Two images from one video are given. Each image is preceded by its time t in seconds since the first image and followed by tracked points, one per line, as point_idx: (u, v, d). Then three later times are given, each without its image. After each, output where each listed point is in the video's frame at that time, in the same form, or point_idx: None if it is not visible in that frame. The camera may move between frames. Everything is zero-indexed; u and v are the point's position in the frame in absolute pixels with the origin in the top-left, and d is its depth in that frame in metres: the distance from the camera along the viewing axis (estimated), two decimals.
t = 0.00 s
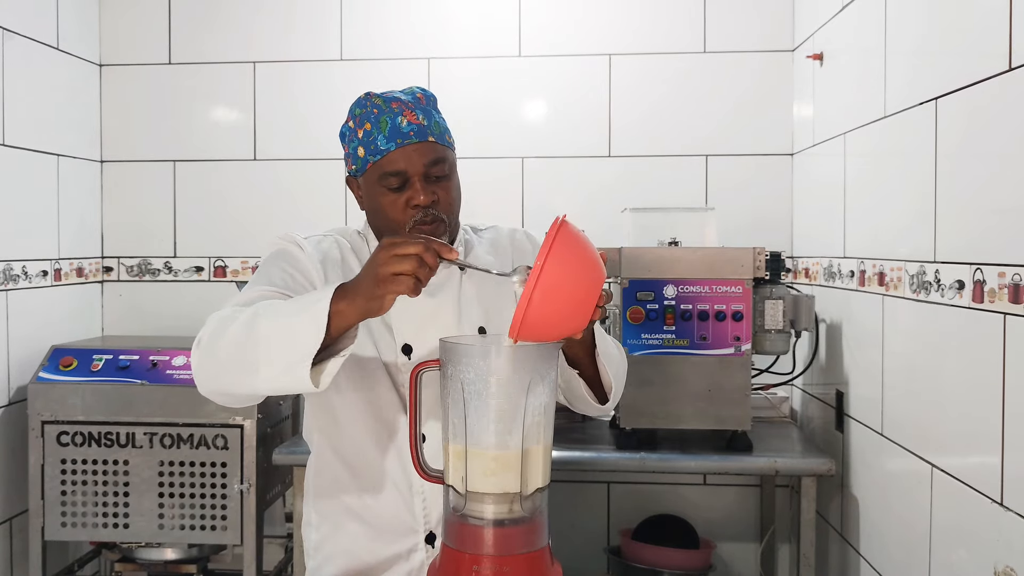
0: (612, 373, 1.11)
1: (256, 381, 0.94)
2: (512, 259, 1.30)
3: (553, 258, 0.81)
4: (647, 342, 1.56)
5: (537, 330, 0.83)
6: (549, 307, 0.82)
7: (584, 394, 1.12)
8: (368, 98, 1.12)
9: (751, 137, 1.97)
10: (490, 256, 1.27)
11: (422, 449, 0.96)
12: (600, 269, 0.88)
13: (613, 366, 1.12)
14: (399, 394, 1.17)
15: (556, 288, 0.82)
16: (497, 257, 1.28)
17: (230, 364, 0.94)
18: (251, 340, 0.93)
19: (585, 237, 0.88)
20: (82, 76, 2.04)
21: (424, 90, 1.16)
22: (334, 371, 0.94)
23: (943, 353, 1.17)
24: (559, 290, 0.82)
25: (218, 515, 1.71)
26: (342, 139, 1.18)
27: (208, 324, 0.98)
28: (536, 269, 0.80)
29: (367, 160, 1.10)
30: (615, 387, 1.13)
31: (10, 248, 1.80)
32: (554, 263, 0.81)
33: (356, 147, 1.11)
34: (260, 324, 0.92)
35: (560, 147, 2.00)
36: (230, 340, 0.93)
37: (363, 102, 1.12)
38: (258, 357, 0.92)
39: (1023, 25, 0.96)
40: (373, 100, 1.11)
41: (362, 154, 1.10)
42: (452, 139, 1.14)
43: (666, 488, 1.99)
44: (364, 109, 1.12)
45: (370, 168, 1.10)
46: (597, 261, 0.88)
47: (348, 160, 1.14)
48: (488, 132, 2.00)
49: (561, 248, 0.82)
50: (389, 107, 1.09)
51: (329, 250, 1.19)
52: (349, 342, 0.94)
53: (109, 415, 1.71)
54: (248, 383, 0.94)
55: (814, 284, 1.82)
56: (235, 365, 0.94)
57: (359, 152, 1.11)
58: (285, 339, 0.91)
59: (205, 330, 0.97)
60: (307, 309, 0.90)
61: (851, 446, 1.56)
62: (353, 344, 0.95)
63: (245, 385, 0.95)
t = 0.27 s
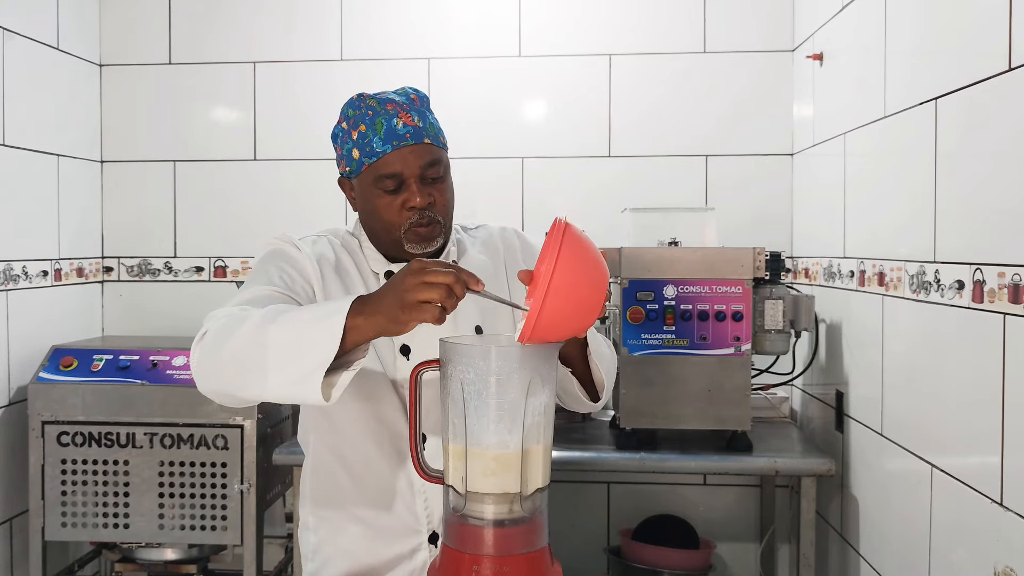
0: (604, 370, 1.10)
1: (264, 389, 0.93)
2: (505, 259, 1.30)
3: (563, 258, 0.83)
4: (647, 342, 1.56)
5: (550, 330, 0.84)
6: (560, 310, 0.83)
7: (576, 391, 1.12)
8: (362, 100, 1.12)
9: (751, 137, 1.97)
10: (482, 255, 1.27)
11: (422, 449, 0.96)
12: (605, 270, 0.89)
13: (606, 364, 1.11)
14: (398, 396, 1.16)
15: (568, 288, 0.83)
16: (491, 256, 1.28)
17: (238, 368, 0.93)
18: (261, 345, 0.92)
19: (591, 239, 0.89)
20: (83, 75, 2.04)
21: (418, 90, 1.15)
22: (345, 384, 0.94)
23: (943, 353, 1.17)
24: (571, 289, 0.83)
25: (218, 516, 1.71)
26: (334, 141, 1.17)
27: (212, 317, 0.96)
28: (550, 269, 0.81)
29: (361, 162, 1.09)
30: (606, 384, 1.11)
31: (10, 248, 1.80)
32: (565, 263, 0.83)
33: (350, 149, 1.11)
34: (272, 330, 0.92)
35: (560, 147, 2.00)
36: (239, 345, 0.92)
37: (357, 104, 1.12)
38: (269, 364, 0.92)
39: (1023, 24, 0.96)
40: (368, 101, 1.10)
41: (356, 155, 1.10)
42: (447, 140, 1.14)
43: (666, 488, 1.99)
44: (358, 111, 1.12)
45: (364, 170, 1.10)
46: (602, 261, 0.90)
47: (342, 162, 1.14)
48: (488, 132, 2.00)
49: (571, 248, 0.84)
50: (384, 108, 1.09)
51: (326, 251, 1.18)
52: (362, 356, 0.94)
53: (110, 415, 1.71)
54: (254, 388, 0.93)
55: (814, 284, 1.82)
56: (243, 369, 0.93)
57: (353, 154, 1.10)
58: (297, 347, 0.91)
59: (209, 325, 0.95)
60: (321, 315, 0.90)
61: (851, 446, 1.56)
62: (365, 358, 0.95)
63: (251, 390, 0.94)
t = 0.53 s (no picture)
0: (599, 372, 1.10)
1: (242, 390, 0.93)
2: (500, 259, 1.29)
3: (569, 258, 0.83)
4: (647, 342, 1.56)
5: (553, 329, 0.83)
6: (564, 311, 0.83)
7: (572, 392, 1.12)
8: (366, 101, 1.11)
9: (751, 137, 1.97)
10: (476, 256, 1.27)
11: (422, 449, 0.96)
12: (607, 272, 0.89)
13: (602, 366, 1.11)
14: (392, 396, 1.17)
15: (573, 288, 0.83)
16: (485, 256, 1.28)
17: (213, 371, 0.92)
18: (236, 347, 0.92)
19: (594, 242, 0.90)
20: (83, 76, 2.04)
21: (421, 93, 1.15)
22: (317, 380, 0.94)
23: (943, 353, 1.17)
24: (576, 289, 0.83)
25: (218, 515, 1.71)
26: (332, 140, 1.15)
27: (188, 325, 0.96)
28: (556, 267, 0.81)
29: (363, 164, 1.08)
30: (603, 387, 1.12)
31: (10, 248, 1.80)
32: (571, 263, 0.83)
33: (351, 150, 1.09)
34: (245, 331, 0.91)
35: (560, 147, 2.00)
36: (212, 347, 0.92)
37: (360, 105, 1.11)
38: (244, 365, 0.91)
39: (1023, 24, 0.96)
40: (372, 103, 1.10)
41: (358, 158, 1.08)
42: (448, 145, 1.13)
43: (667, 488, 1.99)
44: (362, 113, 1.10)
45: (366, 173, 1.09)
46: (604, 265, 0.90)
47: (341, 162, 1.12)
48: (488, 132, 2.00)
49: (576, 249, 0.84)
50: (389, 111, 1.08)
51: (314, 255, 1.18)
52: (335, 353, 0.94)
53: (110, 415, 1.71)
54: (230, 390, 0.93)
55: (814, 284, 1.82)
56: (218, 371, 0.93)
57: (355, 156, 1.09)
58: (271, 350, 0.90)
59: (186, 332, 0.95)
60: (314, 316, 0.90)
61: (851, 446, 1.56)
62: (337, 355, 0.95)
63: (227, 392, 0.93)
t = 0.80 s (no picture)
0: (596, 373, 1.10)
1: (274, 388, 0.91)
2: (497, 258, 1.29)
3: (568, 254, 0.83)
4: (647, 342, 1.56)
5: (551, 325, 0.83)
6: (559, 310, 0.82)
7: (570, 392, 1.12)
8: (363, 103, 1.09)
9: (751, 137, 1.97)
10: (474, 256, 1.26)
11: (422, 450, 0.97)
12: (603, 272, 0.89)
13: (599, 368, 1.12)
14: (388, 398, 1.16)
15: (572, 285, 0.83)
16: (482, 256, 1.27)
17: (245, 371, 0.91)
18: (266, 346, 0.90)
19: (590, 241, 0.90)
20: (83, 76, 2.04)
21: (418, 95, 1.13)
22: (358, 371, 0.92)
23: (943, 353, 1.17)
24: (574, 287, 0.83)
25: (218, 515, 1.71)
26: (329, 141, 1.13)
27: (210, 327, 0.95)
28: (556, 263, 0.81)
29: (360, 167, 1.06)
30: (599, 388, 1.12)
31: (10, 248, 1.80)
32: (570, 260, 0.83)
33: (347, 152, 1.07)
34: (275, 327, 0.90)
35: (560, 147, 2.00)
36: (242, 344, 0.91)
37: (356, 107, 1.09)
38: (275, 363, 0.90)
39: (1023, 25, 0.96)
40: (369, 105, 1.08)
41: (354, 160, 1.06)
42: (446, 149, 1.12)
43: (666, 488, 1.99)
44: (358, 114, 1.09)
45: (362, 175, 1.06)
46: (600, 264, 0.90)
47: (337, 164, 1.10)
48: (488, 132, 2.00)
49: (575, 246, 0.84)
50: (386, 114, 1.06)
51: (315, 254, 1.18)
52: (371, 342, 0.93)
53: (110, 415, 1.71)
54: (264, 388, 0.92)
55: (814, 284, 1.82)
56: (249, 370, 0.91)
57: (351, 158, 1.06)
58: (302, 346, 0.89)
59: (207, 332, 0.93)
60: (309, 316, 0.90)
61: (851, 446, 1.56)
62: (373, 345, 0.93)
63: (261, 390, 0.92)
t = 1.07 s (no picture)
0: (599, 377, 1.10)
1: (250, 385, 0.92)
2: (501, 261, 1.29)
3: (577, 260, 0.83)
4: (647, 342, 1.56)
5: (553, 329, 0.84)
6: (564, 311, 0.83)
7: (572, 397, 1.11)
8: (377, 103, 1.09)
9: (751, 137, 1.97)
10: (478, 258, 1.26)
11: (422, 450, 0.96)
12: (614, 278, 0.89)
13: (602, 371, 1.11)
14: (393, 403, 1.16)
15: (575, 292, 0.83)
16: (486, 259, 1.27)
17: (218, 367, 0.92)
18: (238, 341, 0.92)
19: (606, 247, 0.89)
20: (82, 76, 2.04)
21: (431, 97, 1.13)
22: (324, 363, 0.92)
23: (943, 353, 1.17)
24: (580, 294, 0.83)
25: (218, 515, 1.71)
26: (340, 139, 1.12)
27: (190, 327, 0.96)
28: (561, 271, 0.81)
29: (372, 168, 1.05)
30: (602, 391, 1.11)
31: (10, 248, 1.80)
32: (578, 266, 0.83)
33: (359, 151, 1.06)
34: (246, 326, 0.92)
35: (560, 147, 2.00)
36: (213, 345, 0.92)
37: (370, 106, 1.09)
38: (246, 358, 0.91)
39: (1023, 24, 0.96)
40: (383, 105, 1.08)
41: (366, 160, 1.05)
42: (457, 153, 1.12)
43: (666, 488, 1.99)
44: (371, 114, 1.08)
45: (374, 176, 1.05)
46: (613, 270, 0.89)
47: (348, 163, 1.09)
48: (488, 132, 2.00)
49: (585, 253, 0.84)
50: (400, 115, 1.06)
51: (315, 253, 1.18)
52: (337, 338, 0.93)
53: (110, 415, 1.71)
54: (237, 388, 0.93)
55: (814, 284, 1.82)
56: (221, 370, 0.92)
57: (363, 158, 1.05)
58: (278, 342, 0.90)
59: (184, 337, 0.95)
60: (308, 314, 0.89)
61: (851, 446, 1.56)
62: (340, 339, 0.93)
63: (234, 390, 0.93)
